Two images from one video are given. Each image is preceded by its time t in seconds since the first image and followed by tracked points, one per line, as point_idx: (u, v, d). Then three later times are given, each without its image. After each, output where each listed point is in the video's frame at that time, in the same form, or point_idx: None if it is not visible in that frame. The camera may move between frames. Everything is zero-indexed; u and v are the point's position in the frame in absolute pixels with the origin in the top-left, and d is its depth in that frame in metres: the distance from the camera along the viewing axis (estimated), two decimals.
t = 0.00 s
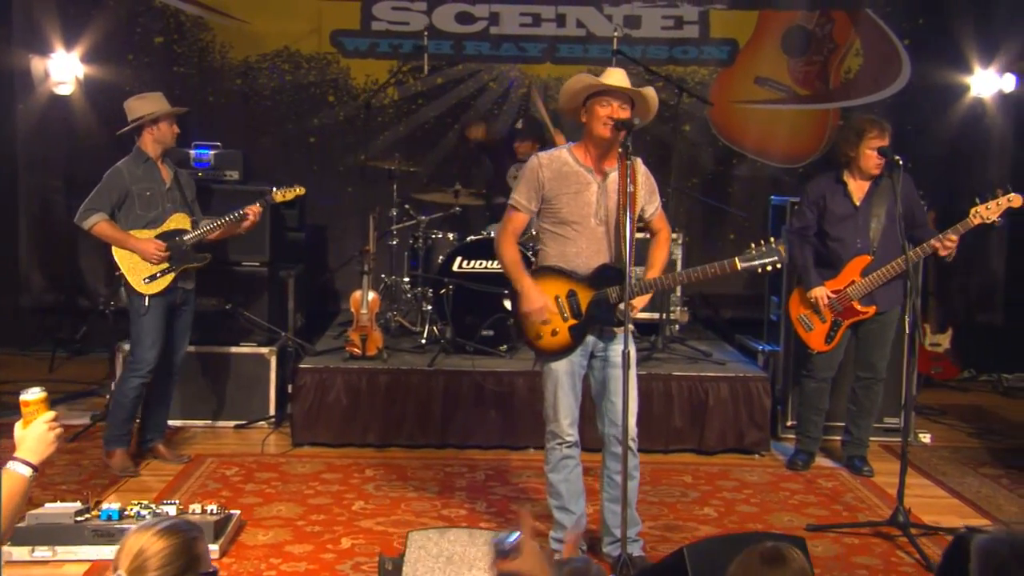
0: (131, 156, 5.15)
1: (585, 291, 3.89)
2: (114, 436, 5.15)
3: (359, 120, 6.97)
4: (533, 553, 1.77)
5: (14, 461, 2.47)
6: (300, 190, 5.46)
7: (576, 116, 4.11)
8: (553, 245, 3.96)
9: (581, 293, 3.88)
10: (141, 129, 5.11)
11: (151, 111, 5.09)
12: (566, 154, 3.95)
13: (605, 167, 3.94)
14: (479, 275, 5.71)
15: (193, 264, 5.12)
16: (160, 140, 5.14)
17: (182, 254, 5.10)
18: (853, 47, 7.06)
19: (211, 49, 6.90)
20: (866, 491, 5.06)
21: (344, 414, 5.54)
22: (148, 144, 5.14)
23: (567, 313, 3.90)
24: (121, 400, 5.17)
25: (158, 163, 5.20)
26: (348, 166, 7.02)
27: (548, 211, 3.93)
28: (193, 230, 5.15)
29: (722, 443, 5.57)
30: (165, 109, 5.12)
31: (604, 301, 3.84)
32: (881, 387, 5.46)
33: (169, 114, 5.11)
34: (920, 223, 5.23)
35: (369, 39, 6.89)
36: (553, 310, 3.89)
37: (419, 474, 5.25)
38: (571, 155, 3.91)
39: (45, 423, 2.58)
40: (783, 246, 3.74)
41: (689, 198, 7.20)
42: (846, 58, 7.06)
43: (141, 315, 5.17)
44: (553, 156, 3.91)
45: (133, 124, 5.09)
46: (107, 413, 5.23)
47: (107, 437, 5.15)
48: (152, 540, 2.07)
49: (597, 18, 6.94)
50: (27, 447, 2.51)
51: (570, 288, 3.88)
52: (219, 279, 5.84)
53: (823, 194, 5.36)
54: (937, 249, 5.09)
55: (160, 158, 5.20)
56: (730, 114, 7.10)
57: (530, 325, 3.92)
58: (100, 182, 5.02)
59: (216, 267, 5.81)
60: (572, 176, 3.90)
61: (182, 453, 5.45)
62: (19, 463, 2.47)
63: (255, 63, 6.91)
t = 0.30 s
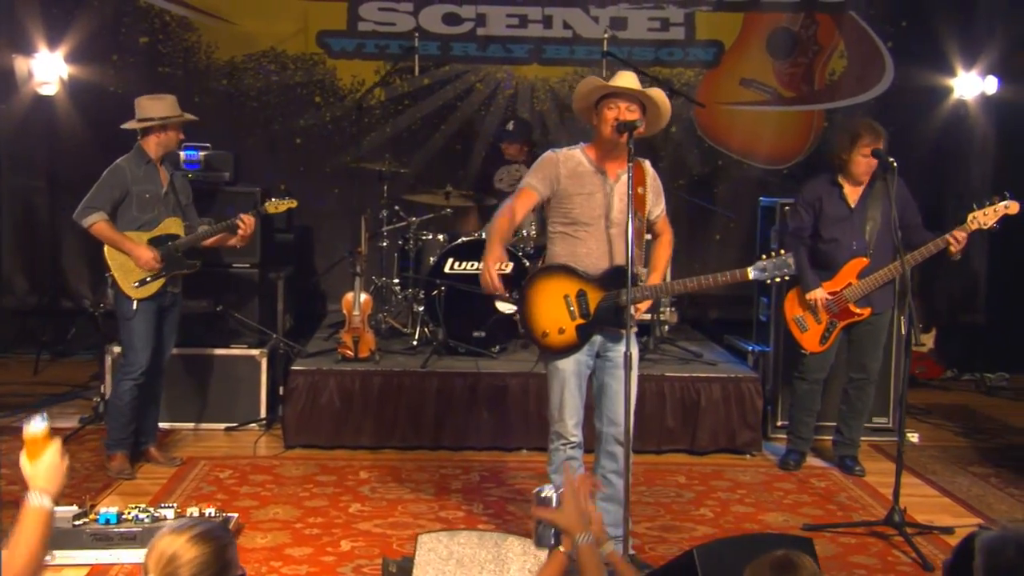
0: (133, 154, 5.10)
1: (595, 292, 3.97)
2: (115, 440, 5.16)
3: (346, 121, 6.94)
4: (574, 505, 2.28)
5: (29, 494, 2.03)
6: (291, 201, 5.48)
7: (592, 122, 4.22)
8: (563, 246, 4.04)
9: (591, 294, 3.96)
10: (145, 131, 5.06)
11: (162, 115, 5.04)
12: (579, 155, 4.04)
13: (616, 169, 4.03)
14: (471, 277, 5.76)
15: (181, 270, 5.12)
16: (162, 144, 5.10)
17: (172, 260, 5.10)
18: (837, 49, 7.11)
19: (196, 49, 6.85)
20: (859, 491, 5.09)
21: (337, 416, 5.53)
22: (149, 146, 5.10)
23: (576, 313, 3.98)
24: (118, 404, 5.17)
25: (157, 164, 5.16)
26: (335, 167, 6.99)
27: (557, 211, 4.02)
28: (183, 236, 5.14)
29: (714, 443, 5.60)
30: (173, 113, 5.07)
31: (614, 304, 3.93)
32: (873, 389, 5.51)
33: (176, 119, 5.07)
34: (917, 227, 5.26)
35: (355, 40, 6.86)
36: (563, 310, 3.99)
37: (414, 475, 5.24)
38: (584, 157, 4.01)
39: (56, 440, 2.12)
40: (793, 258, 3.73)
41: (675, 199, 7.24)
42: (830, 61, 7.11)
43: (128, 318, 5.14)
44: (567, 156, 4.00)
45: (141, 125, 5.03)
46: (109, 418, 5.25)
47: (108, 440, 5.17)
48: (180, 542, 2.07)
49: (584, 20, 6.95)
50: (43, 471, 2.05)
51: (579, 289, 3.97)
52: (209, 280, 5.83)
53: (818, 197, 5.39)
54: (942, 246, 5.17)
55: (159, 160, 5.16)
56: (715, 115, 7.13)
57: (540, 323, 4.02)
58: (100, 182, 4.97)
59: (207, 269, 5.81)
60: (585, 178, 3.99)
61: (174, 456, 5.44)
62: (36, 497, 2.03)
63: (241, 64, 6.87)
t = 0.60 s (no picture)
0: (127, 155, 5.06)
1: (605, 294, 4.06)
2: (104, 444, 5.11)
3: (332, 122, 6.91)
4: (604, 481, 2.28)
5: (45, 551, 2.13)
6: (278, 203, 5.51)
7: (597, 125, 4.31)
8: (570, 246, 4.13)
9: (601, 295, 4.05)
10: (143, 132, 5.06)
11: (162, 117, 5.08)
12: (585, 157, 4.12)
13: (621, 170, 4.12)
14: (461, 277, 5.79)
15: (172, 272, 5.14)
16: (157, 145, 5.12)
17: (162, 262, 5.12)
18: (821, 51, 7.18)
19: (181, 49, 6.80)
20: (851, 490, 5.12)
21: (330, 417, 5.53)
22: (146, 147, 5.09)
23: (586, 314, 4.07)
24: (104, 406, 5.13)
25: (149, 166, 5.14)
26: (321, 168, 6.96)
27: (563, 210, 4.10)
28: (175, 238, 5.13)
29: (705, 443, 5.63)
30: (170, 116, 5.12)
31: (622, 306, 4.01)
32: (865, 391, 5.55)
33: (173, 122, 5.12)
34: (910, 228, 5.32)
35: (342, 41, 6.84)
36: (573, 311, 4.07)
37: (408, 477, 5.25)
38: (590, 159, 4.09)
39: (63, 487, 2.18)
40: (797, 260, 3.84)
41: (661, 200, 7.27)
42: (814, 63, 7.18)
43: (112, 320, 5.07)
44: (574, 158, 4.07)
45: (142, 126, 5.04)
46: (95, 421, 5.21)
47: (97, 444, 5.13)
48: (191, 549, 2.04)
49: (570, 20, 6.96)
50: (56, 524, 2.14)
51: (589, 289, 4.06)
52: (199, 282, 5.77)
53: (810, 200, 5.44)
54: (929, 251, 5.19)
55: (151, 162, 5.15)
56: (701, 116, 7.18)
57: (549, 323, 4.10)
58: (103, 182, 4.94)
59: (197, 270, 5.78)
60: (591, 180, 4.08)
61: (165, 458, 5.41)
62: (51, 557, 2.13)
63: (225, 64, 6.82)
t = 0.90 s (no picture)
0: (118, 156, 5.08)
1: (606, 293, 4.13)
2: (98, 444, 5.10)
3: (315, 122, 6.88)
4: (656, 480, 2.02)
5: (48, 464, 2.04)
6: (272, 207, 5.56)
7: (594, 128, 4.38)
8: (571, 246, 4.20)
9: (602, 294, 4.12)
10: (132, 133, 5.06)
11: (151, 120, 5.06)
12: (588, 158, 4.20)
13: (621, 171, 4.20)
14: (449, 278, 5.79)
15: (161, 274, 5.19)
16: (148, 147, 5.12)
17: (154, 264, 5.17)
18: (802, 52, 7.27)
19: (162, 49, 6.72)
20: (841, 489, 5.16)
21: (319, 418, 5.54)
22: (134, 148, 5.10)
23: (587, 314, 4.14)
24: (98, 407, 5.14)
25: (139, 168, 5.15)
26: (304, 169, 6.93)
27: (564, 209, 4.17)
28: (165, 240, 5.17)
29: (693, 443, 5.66)
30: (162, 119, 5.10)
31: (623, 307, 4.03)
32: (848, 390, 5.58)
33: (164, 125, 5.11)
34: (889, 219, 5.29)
35: (325, 41, 6.81)
36: (574, 309, 4.14)
37: (400, 478, 5.27)
38: (592, 160, 4.16)
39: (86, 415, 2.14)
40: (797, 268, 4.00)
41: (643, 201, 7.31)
42: (795, 64, 7.26)
43: (107, 321, 5.15)
44: (576, 159, 4.15)
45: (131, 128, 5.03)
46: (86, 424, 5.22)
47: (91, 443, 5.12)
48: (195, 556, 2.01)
49: (553, 20, 7.05)
50: (68, 445, 2.08)
51: (591, 289, 4.12)
52: (186, 282, 5.75)
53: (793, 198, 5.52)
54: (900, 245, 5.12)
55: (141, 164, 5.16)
56: (684, 118, 7.21)
57: (551, 321, 4.17)
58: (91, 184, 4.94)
59: (184, 271, 5.77)
60: (594, 181, 4.15)
61: (154, 461, 5.39)
62: (54, 470, 2.03)
63: (206, 64, 6.75)
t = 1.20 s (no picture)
0: (114, 157, 5.21)
1: (603, 293, 4.14)
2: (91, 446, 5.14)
3: (301, 123, 6.87)
4: (704, 487, 2.05)
5: (47, 461, 2.09)
6: (265, 214, 5.56)
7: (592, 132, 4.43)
8: (571, 246, 4.23)
9: (599, 295, 4.13)
10: (129, 135, 5.20)
11: (147, 123, 5.17)
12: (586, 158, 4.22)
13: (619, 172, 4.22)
14: (439, 277, 5.85)
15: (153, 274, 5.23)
16: (143, 150, 5.25)
17: (146, 265, 5.19)
18: (784, 53, 7.38)
19: (147, 49, 6.69)
20: (830, 486, 5.21)
21: (310, 418, 5.56)
22: (130, 150, 5.23)
23: (584, 313, 4.15)
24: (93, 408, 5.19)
25: (136, 171, 5.27)
26: (291, 169, 6.92)
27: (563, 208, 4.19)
28: (155, 242, 5.26)
29: (683, 441, 5.71)
30: (161, 124, 5.22)
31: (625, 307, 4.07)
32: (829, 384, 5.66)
33: (162, 129, 5.22)
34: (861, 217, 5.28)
35: (311, 41, 6.81)
36: (571, 308, 4.15)
37: (393, 477, 5.30)
38: (591, 160, 4.19)
39: (82, 419, 2.21)
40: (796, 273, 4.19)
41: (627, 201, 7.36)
42: (778, 65, 7.37)
43: (99, 322, 5.21)
44: (576, 159, 4.17)
45: (128, 130, 5.16)
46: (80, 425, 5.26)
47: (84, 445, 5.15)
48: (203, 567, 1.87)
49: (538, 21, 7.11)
50: (66, 444, 2.14)
51: (588, 289, 4.13)
52: (177, 284, 5.78)
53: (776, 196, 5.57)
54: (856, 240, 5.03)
55: (138, 167, 5.28)
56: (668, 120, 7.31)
57: (549, 322, 4.17)
58: (77, 181, 5.05)
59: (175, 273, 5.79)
60: (593, 181, 4.17)
61: (146, 462, 5.39)
62: (53, 465, 2.08)
63: (193, 64, 6.73)
